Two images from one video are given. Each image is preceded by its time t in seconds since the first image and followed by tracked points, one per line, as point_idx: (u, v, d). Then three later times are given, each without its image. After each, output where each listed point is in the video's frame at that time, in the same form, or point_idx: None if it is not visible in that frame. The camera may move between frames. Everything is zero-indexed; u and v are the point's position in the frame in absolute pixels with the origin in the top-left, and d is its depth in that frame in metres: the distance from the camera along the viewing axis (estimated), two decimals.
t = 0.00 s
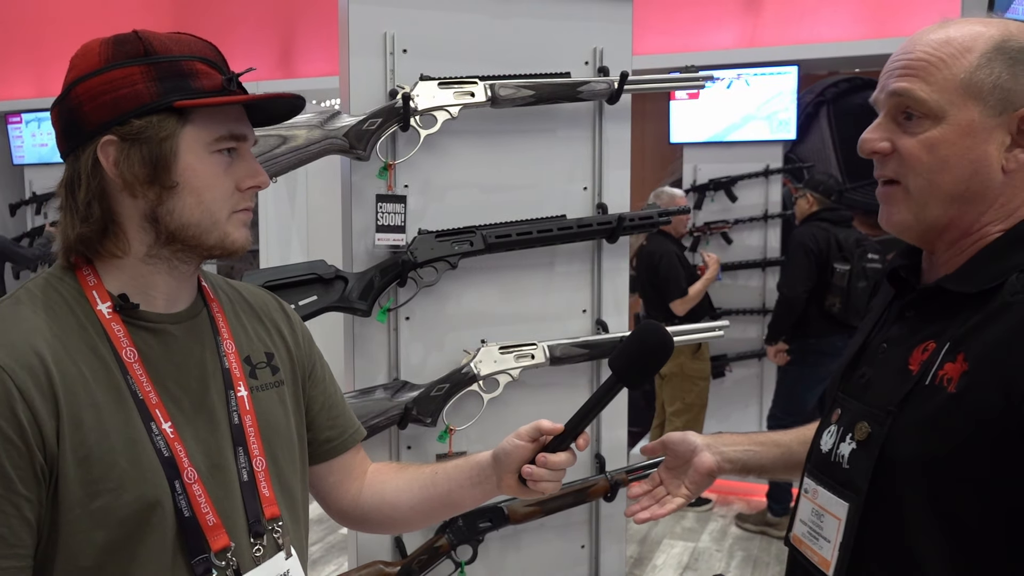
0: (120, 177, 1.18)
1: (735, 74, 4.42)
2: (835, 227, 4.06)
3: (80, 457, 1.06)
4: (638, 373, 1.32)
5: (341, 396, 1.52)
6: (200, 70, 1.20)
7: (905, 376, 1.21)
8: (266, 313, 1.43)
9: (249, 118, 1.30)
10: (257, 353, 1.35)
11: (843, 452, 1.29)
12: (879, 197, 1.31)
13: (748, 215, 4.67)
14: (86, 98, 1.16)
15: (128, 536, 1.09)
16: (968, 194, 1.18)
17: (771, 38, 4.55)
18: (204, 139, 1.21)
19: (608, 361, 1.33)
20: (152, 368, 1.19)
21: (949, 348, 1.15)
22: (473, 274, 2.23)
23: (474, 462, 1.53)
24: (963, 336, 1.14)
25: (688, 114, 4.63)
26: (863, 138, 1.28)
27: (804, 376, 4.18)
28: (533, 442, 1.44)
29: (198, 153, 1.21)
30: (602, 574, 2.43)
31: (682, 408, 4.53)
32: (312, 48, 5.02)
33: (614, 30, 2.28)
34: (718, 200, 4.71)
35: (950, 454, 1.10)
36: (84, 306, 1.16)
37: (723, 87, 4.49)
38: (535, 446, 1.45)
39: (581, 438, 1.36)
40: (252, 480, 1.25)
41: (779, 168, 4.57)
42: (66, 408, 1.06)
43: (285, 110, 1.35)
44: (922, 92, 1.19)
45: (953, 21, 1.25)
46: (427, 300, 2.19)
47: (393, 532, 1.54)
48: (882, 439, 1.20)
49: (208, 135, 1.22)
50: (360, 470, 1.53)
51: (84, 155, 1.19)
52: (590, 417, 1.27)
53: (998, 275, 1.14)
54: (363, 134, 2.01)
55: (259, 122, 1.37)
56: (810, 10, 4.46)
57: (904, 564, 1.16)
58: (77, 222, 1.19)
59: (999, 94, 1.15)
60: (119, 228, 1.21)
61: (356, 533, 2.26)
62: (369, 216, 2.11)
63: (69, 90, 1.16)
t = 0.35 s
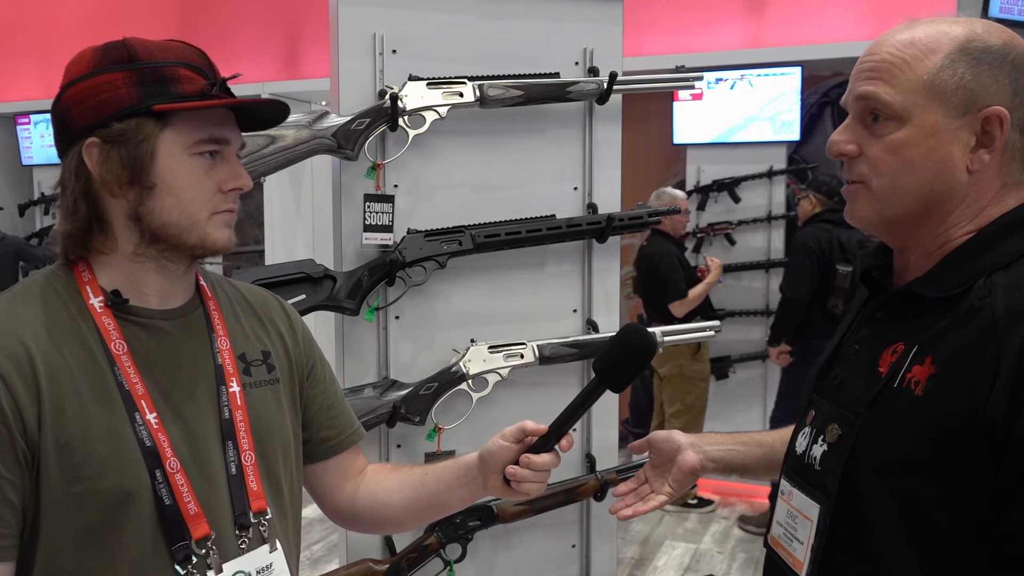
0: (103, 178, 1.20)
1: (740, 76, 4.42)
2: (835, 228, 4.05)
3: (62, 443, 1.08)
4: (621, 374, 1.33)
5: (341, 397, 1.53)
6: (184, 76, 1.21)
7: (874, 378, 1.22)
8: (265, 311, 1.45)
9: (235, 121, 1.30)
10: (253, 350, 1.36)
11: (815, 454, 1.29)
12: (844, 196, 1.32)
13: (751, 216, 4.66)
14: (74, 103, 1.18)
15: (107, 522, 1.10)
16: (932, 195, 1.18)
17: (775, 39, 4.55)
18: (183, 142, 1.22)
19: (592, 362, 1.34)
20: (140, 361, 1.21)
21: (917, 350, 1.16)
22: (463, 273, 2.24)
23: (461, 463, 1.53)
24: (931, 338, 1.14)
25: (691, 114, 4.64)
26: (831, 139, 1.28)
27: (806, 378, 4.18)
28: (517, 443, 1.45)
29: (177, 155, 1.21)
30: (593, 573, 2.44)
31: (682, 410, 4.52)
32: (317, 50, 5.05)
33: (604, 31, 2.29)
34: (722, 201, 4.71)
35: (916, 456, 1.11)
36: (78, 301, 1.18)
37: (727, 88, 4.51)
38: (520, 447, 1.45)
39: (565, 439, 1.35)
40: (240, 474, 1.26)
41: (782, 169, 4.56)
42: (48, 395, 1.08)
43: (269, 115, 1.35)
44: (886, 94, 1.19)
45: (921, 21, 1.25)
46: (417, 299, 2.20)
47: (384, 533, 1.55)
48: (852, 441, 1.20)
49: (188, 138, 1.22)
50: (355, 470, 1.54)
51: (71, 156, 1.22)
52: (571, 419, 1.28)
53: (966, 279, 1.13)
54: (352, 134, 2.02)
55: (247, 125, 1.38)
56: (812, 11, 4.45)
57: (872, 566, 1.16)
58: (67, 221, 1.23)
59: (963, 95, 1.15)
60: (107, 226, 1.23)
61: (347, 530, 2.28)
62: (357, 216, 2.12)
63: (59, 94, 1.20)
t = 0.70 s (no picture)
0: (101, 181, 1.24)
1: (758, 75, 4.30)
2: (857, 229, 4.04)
3: (62, 440, 1.10)
4: (624, 369, 1.32)
5: (344, 398, 1.55)
6: (177, 81, 1.25)
7: (872, 393, 1.20)
8: (266, 312, 1.47)
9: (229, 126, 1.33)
10: (255, 350, 1.38)
11: (817, 467, 1.27)
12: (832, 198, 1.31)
13: (770, 217, 4.65)
14: (72, 107, 1.23)
15: (108, 519, 1.12)
16: (909, 192, 1.17)
17: (794, 37, 4.51)
18: (177, 146, 1.25)
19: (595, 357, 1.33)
20: (141, 360, 1.23)
21: (914, 369, 1.13)
22: (471, 273, 2.24)
23: (464, 461, 1.53)
24: (928, 358, 1.12)
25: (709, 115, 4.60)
26: (813, 143, 1.28)
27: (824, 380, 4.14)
28: (520, 438, 1.44)
29: (171, 159, 1.24)
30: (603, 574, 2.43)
31: (697, 412, 4.49)
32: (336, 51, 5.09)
33: (614, 30, 2.28)
34: (740, 202, 4.68)
35: (912, 475, 1.10)
36: (78, 302, 1.21)
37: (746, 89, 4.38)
38: (523, 442, 1.45)
39: (568, 434, 1.35)
40: (244, 471, 1.28)
41: (802, 169, 4.54)
42: (48, 393, 1.10)
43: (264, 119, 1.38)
44: (858, 94, 1.18)
45: (899, 17, 1.22)
46: (426, 299, 2.21)
47: (389, 535, 1.56)
48: (852, 457, 1.19)
49: (181, 142, 1.25)
50: (360, 472, 1.55)
51: (71, 161, 1.26)
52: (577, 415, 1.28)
53: (964, 299, 1.10)
54: (361, 134, 2.04)
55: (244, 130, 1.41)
56: (833, 9, 4.42)
57: None
58: (67, 224, 1.26)
59: (931, 88, 1.13)
60: (105, 229, 1.27)
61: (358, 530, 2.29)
62: (366, 216, 2.13)
63: (59, 99, 1.24)
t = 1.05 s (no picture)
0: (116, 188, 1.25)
1: (768, 78, 4.37)
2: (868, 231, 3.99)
3: (89, 448, 1.11)
4: (649, 375, 1.32)
5: (364, 404, 1.56)
6: (194, 87, 1.25)
7: (890, 403, 1.18)
8: (286, 319, 1.48)
9: (247, 133, 1.32)
10: (275, 356, 1.39)
11: (841, 476, 1.26)
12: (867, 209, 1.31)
13: (781, 219, 4.63)
14: (88, 115, 1.24)
15: (137, 527, 1.13)
16: (906, 204, 1.16)
17: (804, 39, 4.50)
18: (190, 154, 1.24)
19: (619, 362, 1.33)
20: (164, 369, 1.24)
21: (928, 382, 1.12)
22: (489, 277, 2.24)
23: (487, 468, 1.53)
24: (940, 371, 1.10)
25: (719, 117, 4.61)
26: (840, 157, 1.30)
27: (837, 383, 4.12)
28: (544, 445, 1.45)
29: (184, 166, 1.24)
30: None
31: (709, 414, 4.46)
32: (345, 55, 5.11)
33: (631, 34, 2.29)
34: (751, 204, 4.68)
35: (923, 487, 1.09)
36: (100, 310, 1.22)
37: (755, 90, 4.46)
38: (547, 449, 1.45)
39: (593, 441, 1.35)
40: (269, 479, 1.28)
41: (813, 171, 4.50)
42: (74, 403, 1.11)
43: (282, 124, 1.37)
44: (856, 113, 1.20)
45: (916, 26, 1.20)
46: (445, 304, 2.21)
47: (410, 541, 1.55)
48: (870, 467, 1.17)
49: (196, 150, 1.25)
50: (380, 479, 1.56)
51: (88, 168, 1.27)
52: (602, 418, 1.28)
53: (977, 311, 1.07)
54: (380, 139, 2.04)
55: (268, 134, 1.40)
56: (843, 10, 4.39)
57: None
58: (86, 230, 1.28)
59: (907, 104, 1.12)
60: (121, 236, 1.28)
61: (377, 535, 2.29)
62: (385, 221, 2.13)
63: (77, 105, 1.25)
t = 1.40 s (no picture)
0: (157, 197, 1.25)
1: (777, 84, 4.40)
2: (880, 236, 3.99)
3: (134, 454, 1.12)
4: (688, 385, 1.34)
5: (394, 412, 1.56)
6: (235, 98, 1.24)
7: (938, 411, 1.19)
8: (319, 327, 1.49)
9: (286, 144, 1.32)
10: (310, 364, 1.40)
11: (884, 483, 1.26)
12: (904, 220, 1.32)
13: (790, 224, 4.64)
14: (130, 123, 1.24)
15: (182, 534, 1.13)
16: (954, 212, 1.17)
17: (814, 45, 4.52)
18: (233, 165, 1.25)
19: (657, 371, 1.34)
20: (206, 376, 1.25)
21: (978, 390, 1.13)
22: (515, 283, 2.26)
23: (522, 476, 1.53)
24: (990, 378, 1.11)
25: (728, 121, 4.61)
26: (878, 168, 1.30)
27: (849, 387, 4.12)
28: (582, 454, 1.46)
29: (227, 178, 1.24)
30: None
31: (719, 419, 4.47)
32: (354, 61, 5.14)
33: (655, 41, 2.30)
34: (760, 208, 4.69)
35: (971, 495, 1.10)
36: (141, 317, 1.23)
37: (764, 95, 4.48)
38: (585, 458, 1.46)
39: (632, 449, 1.37)
40: (308, 487, 1.29)
41: (822, 176, 4.53)
42: (120, 410, 1.12)
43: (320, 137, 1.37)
44: (903, 122, 1.21)
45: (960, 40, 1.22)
46: (471, 310, 2.22)
47: (439, 549, 1.55)
48: (916, 474, 1.18)
49: (238, 161, 1.25)
50: (409, 486, 1.56)
51: (129, 177, 1.28)
52: (641, 425, 1.29)
53: None
54: (409, 146, 2.05)
55: (303, 144, 1.40)
56: (853, 14, 4.40)
57: None
58: (126, 238, 1.29)
59: (960, 113, 1.13)
60: (158, 243, 1.28)
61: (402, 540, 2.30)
62: (413, 228, 2.15)
63: (119, 114, 1.26)
